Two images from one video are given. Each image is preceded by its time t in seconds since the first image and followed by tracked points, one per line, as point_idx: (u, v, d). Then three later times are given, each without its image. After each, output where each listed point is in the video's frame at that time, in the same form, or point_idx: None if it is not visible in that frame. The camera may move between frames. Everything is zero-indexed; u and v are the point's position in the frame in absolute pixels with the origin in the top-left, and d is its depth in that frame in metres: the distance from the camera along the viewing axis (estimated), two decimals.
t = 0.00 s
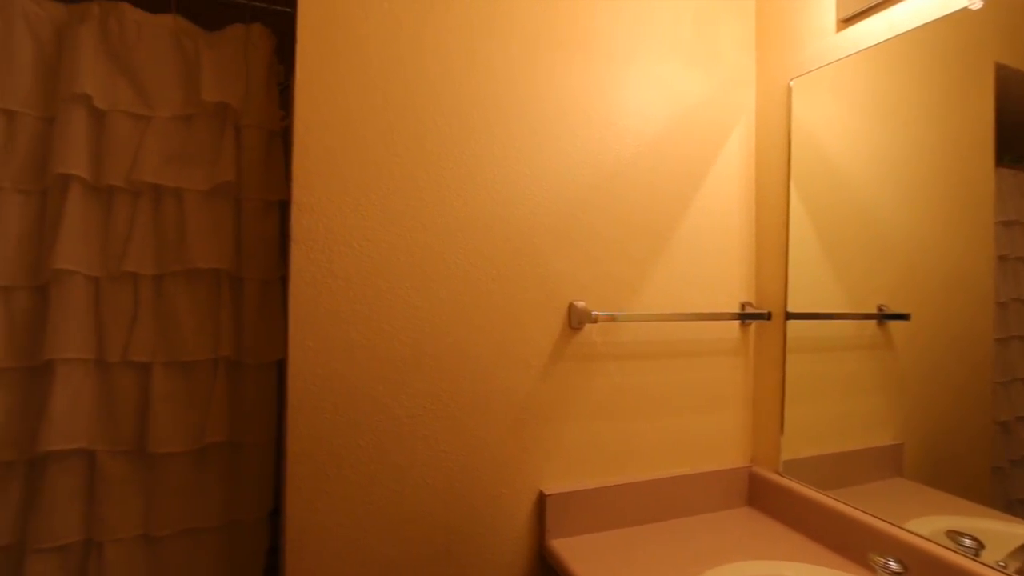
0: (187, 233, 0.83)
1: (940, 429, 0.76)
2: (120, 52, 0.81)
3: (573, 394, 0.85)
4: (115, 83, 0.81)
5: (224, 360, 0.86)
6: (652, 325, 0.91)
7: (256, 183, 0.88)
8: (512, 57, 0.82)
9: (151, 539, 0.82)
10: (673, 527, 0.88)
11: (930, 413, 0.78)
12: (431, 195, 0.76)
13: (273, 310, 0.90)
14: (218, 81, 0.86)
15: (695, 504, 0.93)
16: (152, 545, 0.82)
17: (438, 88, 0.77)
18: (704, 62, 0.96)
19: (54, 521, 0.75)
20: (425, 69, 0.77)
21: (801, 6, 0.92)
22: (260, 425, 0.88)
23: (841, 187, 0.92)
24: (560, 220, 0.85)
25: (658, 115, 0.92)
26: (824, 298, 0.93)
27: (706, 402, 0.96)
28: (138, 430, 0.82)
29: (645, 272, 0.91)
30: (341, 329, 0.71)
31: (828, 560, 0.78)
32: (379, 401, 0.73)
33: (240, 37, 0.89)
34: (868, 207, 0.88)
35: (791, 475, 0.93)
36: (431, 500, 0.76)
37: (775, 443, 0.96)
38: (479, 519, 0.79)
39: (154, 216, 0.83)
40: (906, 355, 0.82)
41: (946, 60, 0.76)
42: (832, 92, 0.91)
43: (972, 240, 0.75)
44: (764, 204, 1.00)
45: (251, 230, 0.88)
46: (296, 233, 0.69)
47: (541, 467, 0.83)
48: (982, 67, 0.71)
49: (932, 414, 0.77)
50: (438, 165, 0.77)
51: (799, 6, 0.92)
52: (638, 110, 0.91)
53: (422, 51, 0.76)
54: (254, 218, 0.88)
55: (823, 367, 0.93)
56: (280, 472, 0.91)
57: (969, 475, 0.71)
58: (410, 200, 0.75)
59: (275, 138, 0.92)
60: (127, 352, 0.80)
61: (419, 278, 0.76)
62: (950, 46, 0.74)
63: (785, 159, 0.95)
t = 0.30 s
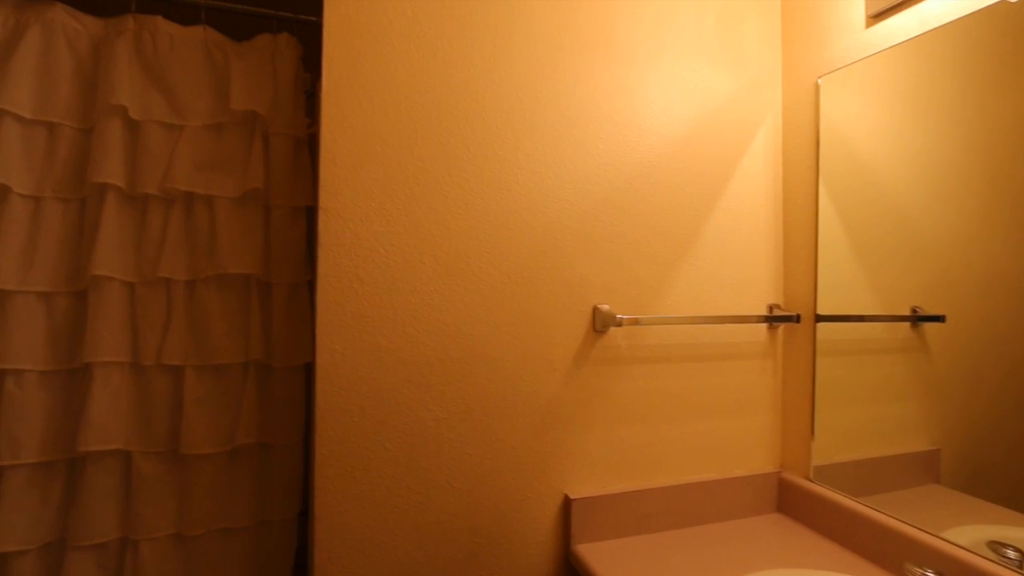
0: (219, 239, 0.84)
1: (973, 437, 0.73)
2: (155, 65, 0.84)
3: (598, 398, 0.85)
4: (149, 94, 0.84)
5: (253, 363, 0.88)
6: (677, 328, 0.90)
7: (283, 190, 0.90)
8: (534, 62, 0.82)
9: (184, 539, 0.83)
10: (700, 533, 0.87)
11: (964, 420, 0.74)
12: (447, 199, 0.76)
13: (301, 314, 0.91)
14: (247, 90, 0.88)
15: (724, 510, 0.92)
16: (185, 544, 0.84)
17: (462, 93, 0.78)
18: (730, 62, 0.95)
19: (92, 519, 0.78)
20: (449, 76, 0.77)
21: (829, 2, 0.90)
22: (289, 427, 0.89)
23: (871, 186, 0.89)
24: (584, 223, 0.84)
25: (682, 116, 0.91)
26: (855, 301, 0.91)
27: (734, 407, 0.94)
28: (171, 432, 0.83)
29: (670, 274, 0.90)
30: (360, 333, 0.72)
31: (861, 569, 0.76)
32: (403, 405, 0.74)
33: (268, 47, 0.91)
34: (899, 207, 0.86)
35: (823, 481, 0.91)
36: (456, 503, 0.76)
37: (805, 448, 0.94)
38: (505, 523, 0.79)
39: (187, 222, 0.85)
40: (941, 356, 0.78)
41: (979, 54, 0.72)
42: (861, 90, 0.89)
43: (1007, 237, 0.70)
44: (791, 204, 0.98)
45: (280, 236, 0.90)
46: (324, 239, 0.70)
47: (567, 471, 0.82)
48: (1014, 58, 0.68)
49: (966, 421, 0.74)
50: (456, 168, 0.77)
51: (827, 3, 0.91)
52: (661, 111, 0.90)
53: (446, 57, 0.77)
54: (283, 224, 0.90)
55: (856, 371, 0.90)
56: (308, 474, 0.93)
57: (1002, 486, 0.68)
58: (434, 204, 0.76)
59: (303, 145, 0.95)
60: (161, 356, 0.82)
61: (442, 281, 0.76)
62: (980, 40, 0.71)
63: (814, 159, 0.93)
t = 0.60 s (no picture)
0: (247, 244, 0.86)
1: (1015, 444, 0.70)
2: (185, 74, 0.85)
3: (624, 402, 0.84)
4: (179, 103, 0.85)
5: (281, 367, 0.88)
6: (704, 331, 0.89)
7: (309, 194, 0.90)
8: (558, 64, 0.81)
9: (214, 540, 0.85)
10: (729, 541, 0.85)
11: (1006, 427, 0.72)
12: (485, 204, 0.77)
13: (327, 317, 0.92)
14: (273, 96, 0.88)
15: (753, 516, 0.90)
16: (214, 545, 0.85)
17: (486, 96, 0.78)
18: (757, 59, 0.93)
19: (126, 520, 0.79)
20: (472, 79, 0.77)
21: None
22: (315, 430, 0.89)
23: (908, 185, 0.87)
24: (609, 225, 0.83)
25: (708, 115, 0.90)
26: (889, 302, 0.88)
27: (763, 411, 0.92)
28: (201, 435, 0.85)
29: (696, 277, 0.88)
30: (385, 337, 0.72)
31: None
32: (428, 409, 0.74)
33: (293, 53, 0.91)
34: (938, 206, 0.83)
35: (856, 488, 0.88)
36: (482, 507, 0.76)
37: (838, 454, 0.91)
38: (531, 528, 0.78)
39: (216, 228, 0.87)
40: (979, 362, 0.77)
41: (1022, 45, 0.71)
42: (894, 87, 0.87)
43: None
44: (822, 203, 0.95)
45: (305, 240, 0.90)
46: (350, 243, 0.71)
47: (593, 476, 0.82)
48: None
49: (1008, 428, 0.71)
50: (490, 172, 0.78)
51: None
52: (685, 111, 0.88)
53: (469, 61, 0.77)
54: (309, 229, 0.90)
55: (892, 375, 0.88)
56: (334, 476, 0.93)
57: None
58: (457, 208, 0.76)
59: (327, 150, 0.94)
60: (191, 360, 0.84)
61: (466, 284, 0.76)
62: None
63: (846, 156, 0.91)
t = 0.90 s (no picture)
0: (273, 246, 0.86)
1: None
2: (212, 78, 0.86)
3: (652, 405, 0.82)
4: (207, 107, 0.86)
5: (306, 368, 0.88)
6: (734, 333, 0.86)
7: (333, 196, 0.90)
8: (583, 62, 0.80)
9: (240, 540, 0.85)
10: (762, 549, 0.83)
11: None
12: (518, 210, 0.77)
13: (351, 318, 0.91)
14: (298, 98, 0.89)
15: (785, 523, 0.87)
16: (241, 546, 0.85)
17: (511, 95, 0.77)
18: (787, 53, 0.91)
19: (156, 519, 0.80)
20: (497, 78, 0.76)
21: None
22: (340, 431, 0.89)
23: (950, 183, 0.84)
24: (636, 225, 0.82)
25: (736, 112, 0.88)
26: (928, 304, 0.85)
27: (795, 415, 0.89)
28: (228, 436, 0.85)
29: (726, 278, 0.86)
30: (410, 338, 0.72)
31: None
32: (453, 412, 0.73)
33: (317, 55, 0.92)
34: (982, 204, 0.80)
35: (894, 497, 0.85)
36: (508, 511, 0.75)
37: (873, 461, 0.88)
38: (557, 533, 0.77)
39: (242, 230, 0.87)
40: None
41: None
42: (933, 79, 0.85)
43: None
44: (856, 200, 0.92)
45: (330, 242, 0.90)
46: (375, 245, 0.70)
47: (620, 481, 0.80)
48: None
49: None
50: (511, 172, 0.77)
51: None
52: (712, 109, 0.86)
53: (494, 60, 0.76)
54: (333, 231, 0.90)
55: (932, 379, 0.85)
56: (358, 478, 0.93)
57: None
58: (482, 208, 0.75)
59: (352, 151, 0.94)
60: (219, 361, 0.84)
61: (491, 285, 0.75)
62: None
63: (881, 152, 0.88)
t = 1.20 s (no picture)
0: (296, 245, 0.86)
1: None
2: (236, 77, 0.86)
3: (680, 407, 0.80)
4: (230, 106, 0.86)
5: (329, 368, 0.88)
6: (765, 334, 0.84)
7: (356, 195, 0.89)
8: (610, 57, 0.78)
9: (263, 540, 0.85)
10: (793, 557, 0.80)
11: None
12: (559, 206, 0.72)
13: (373, 318, 0.91)
14: (320, 97, 0.88)
15: (818, 531, 0.85)
16: (263, 546, 0.85)
17: (537, 91, 0.75)
18: (820, 45, 0.88)
19: (180, 517, 0.81)
20: (523, 74, 0.75)
21: None
22: (362, 432, 0.89)
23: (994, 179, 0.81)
24: (664, 224, 0.80)
25: (768, 106, 0.85)
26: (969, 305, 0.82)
27: (828, 419, 0.87)
28: (251, 435, 0.85)
29: (756, 277, 0.84)
30: (432, 338, 0.70)
31: None
32: (478, 413, 0.72)
33: (339, 53, 0.91)
34: None
35: (933, 505, 0.82)
36: (533, 515, 0.74)
37: (910, 468, 0.84)
38: (583, 539, 0.75)
39: (265, 229, 0.87)
40: None
41: None
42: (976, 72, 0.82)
43: None
44: (893, 197, 0.89)
45: (352, 241, 0.89)
46: (400, 244, 0.69)
47: (647, 485, 0.78)
48: None
49: None
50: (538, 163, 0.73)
51: None
52: (742, 104, 0.84)
53: (519, 55, 0.75)
54: (355, 230, 0.90)
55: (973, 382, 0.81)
56: (380, 479, 0.92)
57: None
58: (507, 207, 0.74)
59: (374, 149, 0.93)
60: (242, 360, 0.84)
61: (516, 285, 0.74)
62: None
63: (919, 147, 0.84)
